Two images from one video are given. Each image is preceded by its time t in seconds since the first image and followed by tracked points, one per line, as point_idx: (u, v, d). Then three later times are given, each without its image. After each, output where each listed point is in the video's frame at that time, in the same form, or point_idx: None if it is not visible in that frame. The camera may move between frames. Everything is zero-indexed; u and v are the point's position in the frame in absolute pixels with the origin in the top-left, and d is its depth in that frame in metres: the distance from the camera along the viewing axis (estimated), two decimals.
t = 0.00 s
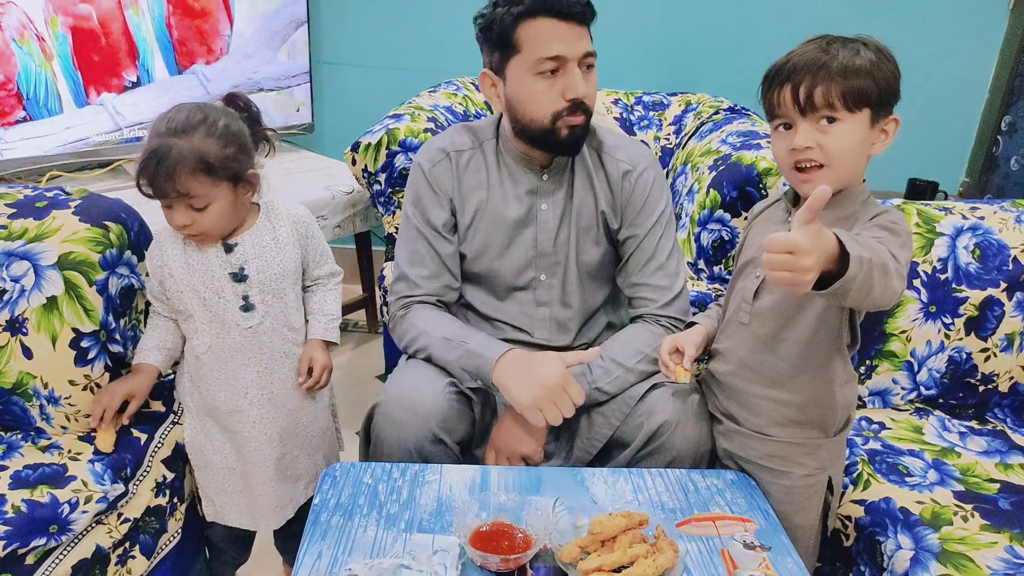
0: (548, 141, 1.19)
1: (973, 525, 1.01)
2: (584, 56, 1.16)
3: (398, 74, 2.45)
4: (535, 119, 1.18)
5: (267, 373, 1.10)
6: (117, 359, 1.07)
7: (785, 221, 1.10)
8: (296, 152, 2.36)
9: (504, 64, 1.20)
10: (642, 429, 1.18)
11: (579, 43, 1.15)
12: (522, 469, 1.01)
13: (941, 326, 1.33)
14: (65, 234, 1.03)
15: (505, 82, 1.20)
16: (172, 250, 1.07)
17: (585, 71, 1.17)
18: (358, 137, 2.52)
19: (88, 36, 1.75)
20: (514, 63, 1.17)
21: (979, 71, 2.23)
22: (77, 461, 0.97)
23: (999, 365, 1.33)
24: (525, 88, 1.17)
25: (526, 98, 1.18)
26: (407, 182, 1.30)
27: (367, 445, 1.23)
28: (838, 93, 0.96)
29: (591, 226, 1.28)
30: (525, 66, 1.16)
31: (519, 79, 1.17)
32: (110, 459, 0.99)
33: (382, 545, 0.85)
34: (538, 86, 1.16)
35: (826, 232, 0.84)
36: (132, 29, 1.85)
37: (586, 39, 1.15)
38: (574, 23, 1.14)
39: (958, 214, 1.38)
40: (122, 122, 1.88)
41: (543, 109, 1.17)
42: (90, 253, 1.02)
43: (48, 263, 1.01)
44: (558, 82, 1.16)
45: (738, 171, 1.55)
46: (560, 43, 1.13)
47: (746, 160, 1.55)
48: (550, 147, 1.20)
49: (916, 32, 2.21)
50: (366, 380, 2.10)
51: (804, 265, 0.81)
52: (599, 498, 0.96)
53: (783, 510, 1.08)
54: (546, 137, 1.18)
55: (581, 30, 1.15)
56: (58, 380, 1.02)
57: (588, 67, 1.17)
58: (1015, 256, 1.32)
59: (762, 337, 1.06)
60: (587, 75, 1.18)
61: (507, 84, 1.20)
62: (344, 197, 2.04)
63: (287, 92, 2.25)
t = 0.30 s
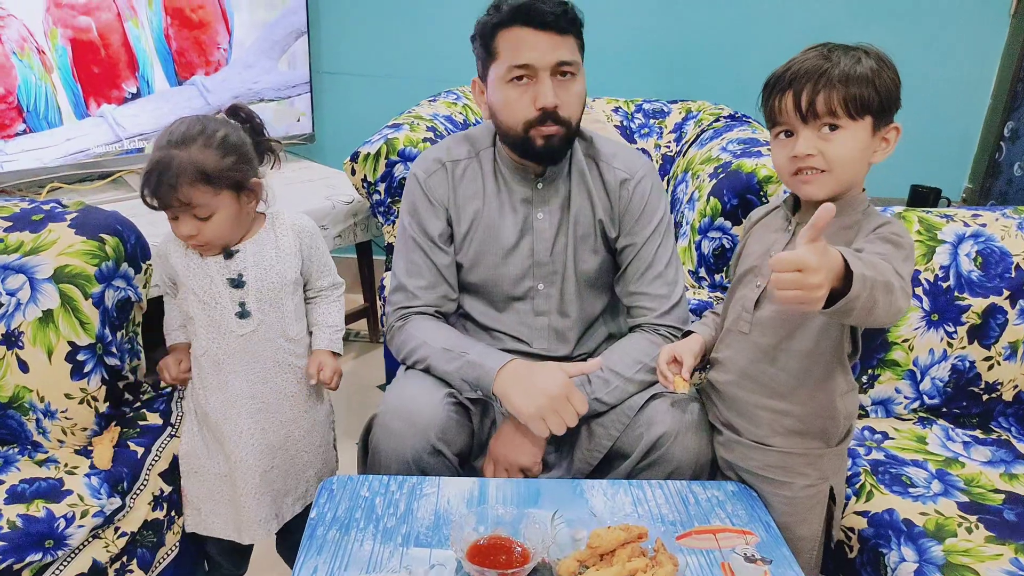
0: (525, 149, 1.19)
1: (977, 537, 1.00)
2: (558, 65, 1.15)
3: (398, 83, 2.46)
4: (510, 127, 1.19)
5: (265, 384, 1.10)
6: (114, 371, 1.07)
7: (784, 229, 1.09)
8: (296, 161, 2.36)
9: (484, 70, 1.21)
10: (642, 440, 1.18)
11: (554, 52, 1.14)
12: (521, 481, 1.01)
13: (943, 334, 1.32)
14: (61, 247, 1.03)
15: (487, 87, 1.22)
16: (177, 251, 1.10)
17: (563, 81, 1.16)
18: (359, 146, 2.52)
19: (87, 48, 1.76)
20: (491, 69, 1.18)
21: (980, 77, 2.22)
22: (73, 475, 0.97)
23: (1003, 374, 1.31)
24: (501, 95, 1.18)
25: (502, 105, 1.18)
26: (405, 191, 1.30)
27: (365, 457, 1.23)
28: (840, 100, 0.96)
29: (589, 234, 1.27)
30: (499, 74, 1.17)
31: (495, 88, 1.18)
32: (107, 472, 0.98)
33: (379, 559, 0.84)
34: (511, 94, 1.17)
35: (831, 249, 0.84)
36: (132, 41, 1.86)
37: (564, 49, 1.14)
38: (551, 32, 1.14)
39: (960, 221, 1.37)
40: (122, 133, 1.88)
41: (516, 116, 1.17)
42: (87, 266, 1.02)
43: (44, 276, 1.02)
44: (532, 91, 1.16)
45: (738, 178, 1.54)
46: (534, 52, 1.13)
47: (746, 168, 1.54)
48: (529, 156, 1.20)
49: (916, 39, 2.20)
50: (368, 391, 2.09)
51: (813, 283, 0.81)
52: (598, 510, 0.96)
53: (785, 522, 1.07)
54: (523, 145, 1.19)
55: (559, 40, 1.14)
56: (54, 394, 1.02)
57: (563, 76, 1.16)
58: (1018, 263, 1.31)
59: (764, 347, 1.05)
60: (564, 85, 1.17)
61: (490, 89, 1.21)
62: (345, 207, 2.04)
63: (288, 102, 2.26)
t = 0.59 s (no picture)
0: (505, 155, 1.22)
1: (980, 544, 0.99)
2: (530, 74, 1.15)
3: (399, 91, 2.47)
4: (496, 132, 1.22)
5: (265, 391, 1.10)
6: (113, 380, 1.07)
7: (787, 234, 1.09)
8: (298, 169, 2.37)
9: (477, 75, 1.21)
10: (644, 447, 1.18)
11: (526, 61, 1.14)
12: (521, 489, 1.00)
13: (945, 340, 1.31)
14: (62, 255, 1.04)
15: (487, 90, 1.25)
16: (183, 256, 1.10)
17: (540, 91, 1.17)
18: (360, 153, 2.53)
19: (90, 57, 1.77)
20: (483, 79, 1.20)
21: (981, 82, 2.22)
22: (73, 483, 0.98)
23: (1005, 380, 1.31)
24: (490, 104, 1.20)
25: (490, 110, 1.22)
26: (411, 197, 1.30)
27: (366, 465, 1.22)
28: (845, 105, 0.96)
29: (596, 241, 1.27)
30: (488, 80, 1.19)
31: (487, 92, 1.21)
32: (107, 480, 0.98)
33: (378, 567, 0.84)
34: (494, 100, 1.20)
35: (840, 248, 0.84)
36: (134, 50, 1.87)
37: (537, 58, 1.14)
38: (525, 41, 1.14)
39: (961, 227, 1.37)
40: (124, 142, 1.89)
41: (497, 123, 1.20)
42: (87, 275, 1.03)
43: (44, 284, 1.02)
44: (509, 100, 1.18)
45: (739, 185, 1.54)
46: (509, 60, 1.15)
47: (747, 174, 1.54)
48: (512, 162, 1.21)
49: (916, 44, 2.21)
50: (369, 398, 2.09)
51: (825, 275, 0.81)
52: (598, 518, 0.95)
53: (787, 530, 1.06)
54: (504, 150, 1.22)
55: (534, 48, 1.14)
56: (54, 403, 1.02)
57: (538, 85, 1.16)
58: (1020, 269, 1.31)
59: (769, 353, 1.05)
60: (541, 94, 1.17)
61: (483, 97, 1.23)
62: (346, 215, 2.05)
63: (290, 111, 2.26)
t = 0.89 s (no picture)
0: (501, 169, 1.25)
1: (982, 545, 1.00)
2: (515, 90, 1.17)
3: (398, 96, 2.47)
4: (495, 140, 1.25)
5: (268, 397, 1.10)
6: (114, 389, 1.07)
7: (788, 230, 1.10)
8: (298, 176, 2.38)
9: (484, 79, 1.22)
10: (649, 448, 1.17)
11: (512, 77, 1.16)
12: (523, 493, 1.00)
13: (945, 341, 1.31)
14: (62, 265, 1.04)
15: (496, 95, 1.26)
16: (185, 265, 1.10)
17: (524, 107, 1.18)
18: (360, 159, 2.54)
19: (89, 66, 1.78)
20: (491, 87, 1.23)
21: (979, 82, 2.23)
22: (74, 493, 0.98)
23: (1006, 380, 1.31)
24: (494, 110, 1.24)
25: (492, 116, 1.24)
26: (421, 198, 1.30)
27: (368, 472, 1.22)
28: (847, 101, 0.96)
29: (604, 247, 1.28)
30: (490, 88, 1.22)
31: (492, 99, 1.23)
32: (109, 489, 0.98)
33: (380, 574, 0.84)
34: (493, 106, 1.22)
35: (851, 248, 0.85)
36: (133, 58, 1.87)
37: (524, 75, 1.16)
38: (513, 59, 1.16)
39: (960, 227, 1.37)
40: (124, 150, 1.89)
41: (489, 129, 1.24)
42: (87, 284, 1.03)
43: (45, 294, 1.02)
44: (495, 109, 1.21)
45: (738, 187, 1.54)
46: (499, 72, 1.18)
47: (746, 177, 1.54)
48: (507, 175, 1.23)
49: (914, 45, 2.21)
50: (370, 404, 2.09)
51: (842, 268, 0.82)
52: (599, 523, 0.95)
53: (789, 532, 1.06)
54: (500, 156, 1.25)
55: (520, 66, 1.16)
56: (55, 412, 1.02)
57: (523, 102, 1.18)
58: (1019, 269, 1.31)
59: (777, 350, 1.07)
60: (526, 112, 1.18)
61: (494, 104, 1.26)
62: (346, 221, 2.05)
63: (289, 117, 2.27)
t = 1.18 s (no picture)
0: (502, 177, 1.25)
1: (981, 550, 1.00)
2: (514, 103, 1.18)
3: (398, 104, 2.48)
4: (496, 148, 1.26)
5: (268, 403, 1.11)
6: (115, 397, 1.07)
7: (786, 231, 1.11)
8: (297, 183, 2.38)
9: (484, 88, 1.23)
10: (650, 454, 1.18)
11: (511, 90, 1.17)
12: (523, 500, 1.01)
13: (944, 346, 1.32)
14: (63, 274, 1.05)
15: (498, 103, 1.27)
16: (184, 275, 1.10)
17: (524, 120, 1.19)
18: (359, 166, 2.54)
19: (89, 75, 1.78)
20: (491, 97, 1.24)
21: (976, 86, 2.24)
22: (75, 502, 0.98)
23: (1005, 385, 1.31)
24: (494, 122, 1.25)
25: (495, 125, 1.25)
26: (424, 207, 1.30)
27: (371, 479, 1.22)
28: (842, 109, 0.97)
29: (605, 256, 1.28)
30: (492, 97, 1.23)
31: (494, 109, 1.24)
32: (109, 498, 0.99)
33: None
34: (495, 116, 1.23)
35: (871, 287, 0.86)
36: (133, 67, 1.88)
37: (524, 88, 1.17)
38: (514, 71, 1.17)
39: (958, 232, 1.37)
40: (124, 159, 1.90)
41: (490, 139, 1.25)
42: (88, 293, 1.04)
43: (45, 304, 1.03)
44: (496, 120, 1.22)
45: (736, 193, 1.54)
46: (500, 85, 1.19)
47: (744, 183, 1.54)
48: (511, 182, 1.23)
49: (911, 50, 2.22)
50: (370, 411, 2.09)
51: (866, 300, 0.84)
52: (599, 529, 0.95)
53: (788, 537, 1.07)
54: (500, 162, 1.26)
55: (520, 79, 1.16)
56: (56, 421, 1.02)
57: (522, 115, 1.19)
58: (1017, 273, 1.32)
59: (783, 349, 1.07)
60: (525, 124, 1.19)
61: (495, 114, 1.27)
62: (346, 228, 2.06)
63: (289, 125, 2.28)
